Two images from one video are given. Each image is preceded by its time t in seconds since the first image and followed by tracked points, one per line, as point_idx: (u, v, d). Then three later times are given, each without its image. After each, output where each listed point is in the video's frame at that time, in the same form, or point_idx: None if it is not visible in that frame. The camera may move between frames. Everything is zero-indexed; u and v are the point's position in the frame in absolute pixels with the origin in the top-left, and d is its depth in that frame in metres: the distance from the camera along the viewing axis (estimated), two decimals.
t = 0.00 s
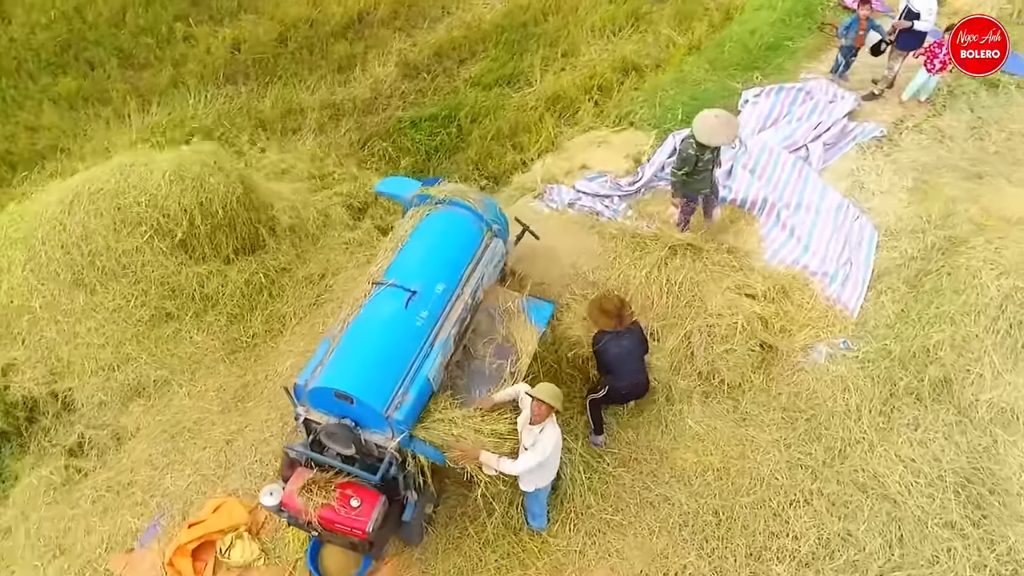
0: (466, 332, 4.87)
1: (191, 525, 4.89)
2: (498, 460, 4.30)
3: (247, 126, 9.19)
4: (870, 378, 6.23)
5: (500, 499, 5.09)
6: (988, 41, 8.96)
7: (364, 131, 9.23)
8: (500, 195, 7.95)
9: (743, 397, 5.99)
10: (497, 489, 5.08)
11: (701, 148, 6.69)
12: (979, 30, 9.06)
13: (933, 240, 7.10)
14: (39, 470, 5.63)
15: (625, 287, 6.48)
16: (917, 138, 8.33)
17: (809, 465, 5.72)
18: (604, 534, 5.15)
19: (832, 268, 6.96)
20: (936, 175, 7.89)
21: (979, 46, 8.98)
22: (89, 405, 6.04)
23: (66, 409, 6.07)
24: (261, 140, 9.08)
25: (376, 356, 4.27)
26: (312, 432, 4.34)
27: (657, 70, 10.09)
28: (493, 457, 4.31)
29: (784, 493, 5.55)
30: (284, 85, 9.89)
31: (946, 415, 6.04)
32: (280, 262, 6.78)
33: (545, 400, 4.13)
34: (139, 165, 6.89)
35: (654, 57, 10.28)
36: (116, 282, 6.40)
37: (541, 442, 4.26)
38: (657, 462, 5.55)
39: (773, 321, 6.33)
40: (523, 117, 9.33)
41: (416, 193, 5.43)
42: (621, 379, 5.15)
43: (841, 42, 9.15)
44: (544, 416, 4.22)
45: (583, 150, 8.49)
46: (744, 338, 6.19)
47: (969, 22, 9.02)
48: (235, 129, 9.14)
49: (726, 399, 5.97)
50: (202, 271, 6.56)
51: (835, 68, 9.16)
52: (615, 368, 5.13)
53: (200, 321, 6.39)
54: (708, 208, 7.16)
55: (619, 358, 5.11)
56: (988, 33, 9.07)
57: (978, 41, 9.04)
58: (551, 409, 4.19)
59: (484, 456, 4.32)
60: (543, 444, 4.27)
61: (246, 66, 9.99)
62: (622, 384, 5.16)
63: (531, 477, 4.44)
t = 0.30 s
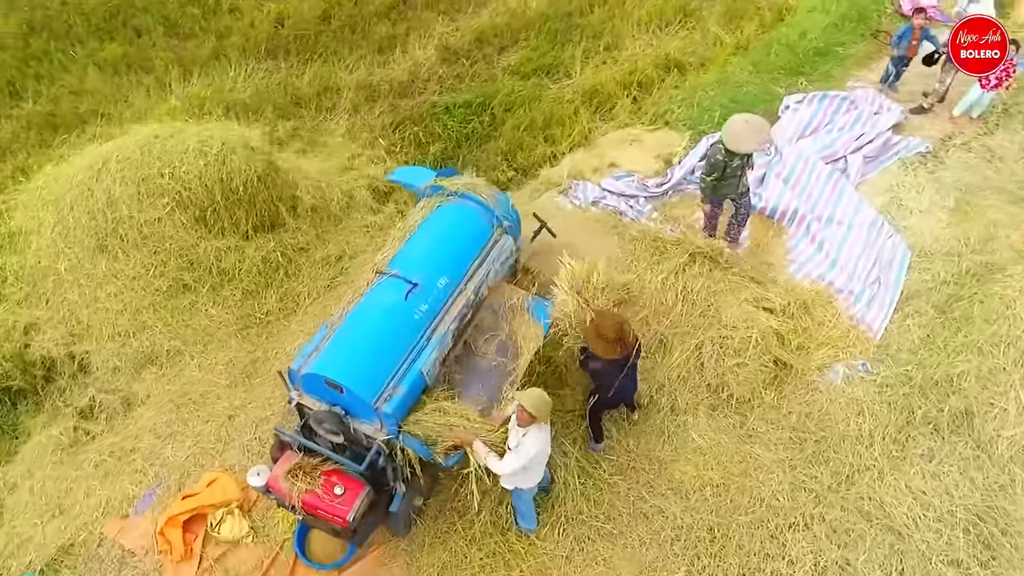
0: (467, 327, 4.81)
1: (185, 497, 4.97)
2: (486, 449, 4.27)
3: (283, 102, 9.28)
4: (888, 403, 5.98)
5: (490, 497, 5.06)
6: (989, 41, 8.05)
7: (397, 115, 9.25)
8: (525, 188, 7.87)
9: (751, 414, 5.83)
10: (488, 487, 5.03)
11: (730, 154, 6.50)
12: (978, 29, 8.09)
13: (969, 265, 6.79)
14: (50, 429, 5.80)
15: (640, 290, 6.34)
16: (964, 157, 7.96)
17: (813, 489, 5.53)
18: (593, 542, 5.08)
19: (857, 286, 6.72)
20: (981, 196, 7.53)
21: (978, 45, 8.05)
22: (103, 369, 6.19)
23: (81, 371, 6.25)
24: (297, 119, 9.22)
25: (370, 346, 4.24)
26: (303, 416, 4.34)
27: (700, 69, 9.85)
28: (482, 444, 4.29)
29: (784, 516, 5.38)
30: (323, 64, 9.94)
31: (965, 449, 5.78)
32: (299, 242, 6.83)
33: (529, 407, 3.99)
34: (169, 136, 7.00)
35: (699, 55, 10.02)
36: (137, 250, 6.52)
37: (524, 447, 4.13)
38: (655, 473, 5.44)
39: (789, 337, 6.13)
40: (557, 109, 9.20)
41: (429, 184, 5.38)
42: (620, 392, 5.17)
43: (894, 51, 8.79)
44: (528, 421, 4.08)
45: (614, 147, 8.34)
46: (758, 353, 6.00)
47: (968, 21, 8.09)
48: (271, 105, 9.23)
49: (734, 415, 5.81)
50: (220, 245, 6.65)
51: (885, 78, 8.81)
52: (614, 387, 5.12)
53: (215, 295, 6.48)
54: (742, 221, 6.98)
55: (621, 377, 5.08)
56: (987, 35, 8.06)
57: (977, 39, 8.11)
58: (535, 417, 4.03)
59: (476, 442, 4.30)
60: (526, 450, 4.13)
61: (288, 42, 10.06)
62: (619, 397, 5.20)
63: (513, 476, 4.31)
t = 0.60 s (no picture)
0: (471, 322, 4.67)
1: (181, 468, 5.05)
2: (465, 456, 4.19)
3: (321, 82, 9.35)
4: (903, 433, 5.75)
5: (480, 496, 5.03)
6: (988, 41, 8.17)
7: (432, 102, 9.24)
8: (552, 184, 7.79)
9: (756, 433, 5.67)
10: (478, 485, 5.01)
11: (760, 161, 6.39)
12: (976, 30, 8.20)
13: (1003, 296, 6.49)
14: (64, 389, 5.97)
15: (654, 297, 6.22)
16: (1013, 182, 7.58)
17: (813, 515, 5.36)
18: (580, 550, 5.01)
19: (882, 310, 6.48)
20: None
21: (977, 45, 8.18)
22: (121, 335, 6.35)
23: (101, 335, 6.42)
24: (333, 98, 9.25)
25: (365, 336, 4.24)
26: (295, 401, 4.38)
27: (744, 73, 9.59)
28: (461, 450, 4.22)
29: (779, 541, 5.24)
30: (365, 45, 9.97)
31: (980, 488, 5.52)
32: (320, 223, 6.88)
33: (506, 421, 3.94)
34: (200, 109, 7.08)
35: (745, 58, 9.74)
36: (161, 221, 6.64)
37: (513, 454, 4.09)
38: (651, 485, 5.35)
39: (805, 357, 5.94)
40: (592, 105, 9.06)
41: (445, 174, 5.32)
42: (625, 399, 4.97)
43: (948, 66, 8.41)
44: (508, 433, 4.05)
45: (646, 148, 8.18)
46: (769, 371, 5.83)
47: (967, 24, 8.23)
48: (309, 85, 9.32)
49: (739, 433, 5.65)
50: (242, 222, 6.73)
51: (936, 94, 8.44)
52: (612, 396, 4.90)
53: (233, 271, 6.58)
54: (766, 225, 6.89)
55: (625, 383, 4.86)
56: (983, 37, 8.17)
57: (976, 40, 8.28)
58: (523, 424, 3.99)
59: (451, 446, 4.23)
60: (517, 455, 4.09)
61: (331, 22, 10.10)
62: (624, 403, 5.00)
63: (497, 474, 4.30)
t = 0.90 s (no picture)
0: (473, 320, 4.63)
1: (181, 439, 5.15)
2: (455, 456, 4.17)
3: (362, 65, 9.41)
4: (915, 468, 5.51)
5: (471, 493, 5.01)
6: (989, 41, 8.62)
7: (471, 91, 9.21)
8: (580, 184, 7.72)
9: (761, 455, 5.51)
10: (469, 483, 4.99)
11: (800, 174, 6.04)
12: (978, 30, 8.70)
13: None
14: (82, 350, 6.15)
15: (668, 308, 6.11)
16: None
17: (809, 545, 5.19)
18: (566, 557, 4.95)
19: (906, 339, 6.24)
20: None
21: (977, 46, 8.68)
22: (142, 302, 6.51)
23: (124, 300, 6.59)
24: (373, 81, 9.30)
25: (361, 326, 4.25)
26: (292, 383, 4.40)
27: (792, 82, 9.31)
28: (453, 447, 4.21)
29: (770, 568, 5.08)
30: (410, 30, 9.98)
31: (990, 534, 5.28)
32: (343, 206, 6.91)
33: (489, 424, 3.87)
34: (236, 85, 7.17)
35: (795, 67, 9.45)
36: (188, 192, 6.74)
37: (498, 456, 4.00)
38: (645, 498, 5.25)
39: (818, 382, 5.77)
40: (631, 105, 8.91)
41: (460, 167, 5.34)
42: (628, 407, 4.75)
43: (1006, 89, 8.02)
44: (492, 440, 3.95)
45: (681, 153, 8.02)
46: (779, 393, 5.69)
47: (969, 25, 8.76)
48: (351, 67, 9.38)
49: (743, 453, 5.51)
50: (266, 199, 6.78)
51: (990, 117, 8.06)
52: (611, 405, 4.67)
53: (255, 247, 6.67)
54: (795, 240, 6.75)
55: (623, 388, 4.65)
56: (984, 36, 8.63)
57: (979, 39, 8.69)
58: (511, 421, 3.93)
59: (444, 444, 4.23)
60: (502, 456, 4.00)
61: (379, 5, 10.14)
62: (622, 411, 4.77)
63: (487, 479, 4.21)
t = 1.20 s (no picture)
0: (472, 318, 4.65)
1: (186, 408, 5.25)
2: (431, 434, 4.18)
3: (408, 49, 9.44)
4: (924, 509, 5.27)
5: (462, 490, 5.00)
6: (988, 42, 9.09)
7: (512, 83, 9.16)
8: (611, 186, 7.63)
9: (763, 479, 5.36)
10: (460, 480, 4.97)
11: (848, 192, 5.71)
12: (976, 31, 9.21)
13: None
14: (105, 311, 6.32)
15: (682, 320, 6.01)
16: None
17: None
18: (550, 564, 4.90)
19: (930, 373, 5.97)
20: None
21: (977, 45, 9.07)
22: (167, 269, 6.65)
23: (150, 266, 6.74)
24: (417, 67, 9.34)
25: (360, 314, 4.26)
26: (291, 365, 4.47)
27: (844, 97, 9.01)
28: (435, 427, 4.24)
29: None
30: (459, 18, 9.98)
31: None
32: (371, 190, 6.94)
33: (471, 425, 3.92)
34: (276, 62, 7.26)
35: (849, 82, 9.15)
36: (219, 165, 6.85)
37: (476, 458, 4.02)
38: (639, 512, 5.16)
39: (831, 411, 5.59)
40: (673, 109, 8.74)
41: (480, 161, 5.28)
42: (618, 409, 4.64)
43: None
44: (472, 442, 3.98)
45: (717, 162, 7.85)
46: (787, 418, 5.53)
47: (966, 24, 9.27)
48: (396, 52, 9.43)
49: (745, 476, 5.36)
50: (295, 177, 6.85)
51: None
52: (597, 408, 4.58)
53: (280, 224, 6.75)
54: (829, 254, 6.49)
55: (610, 397, 4.56)
56: (985, 36, 9.13)
57: (977, 40, 9.19)
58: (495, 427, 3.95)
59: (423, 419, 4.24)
60: (479, 458, 4.02)
61: None
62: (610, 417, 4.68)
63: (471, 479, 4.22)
